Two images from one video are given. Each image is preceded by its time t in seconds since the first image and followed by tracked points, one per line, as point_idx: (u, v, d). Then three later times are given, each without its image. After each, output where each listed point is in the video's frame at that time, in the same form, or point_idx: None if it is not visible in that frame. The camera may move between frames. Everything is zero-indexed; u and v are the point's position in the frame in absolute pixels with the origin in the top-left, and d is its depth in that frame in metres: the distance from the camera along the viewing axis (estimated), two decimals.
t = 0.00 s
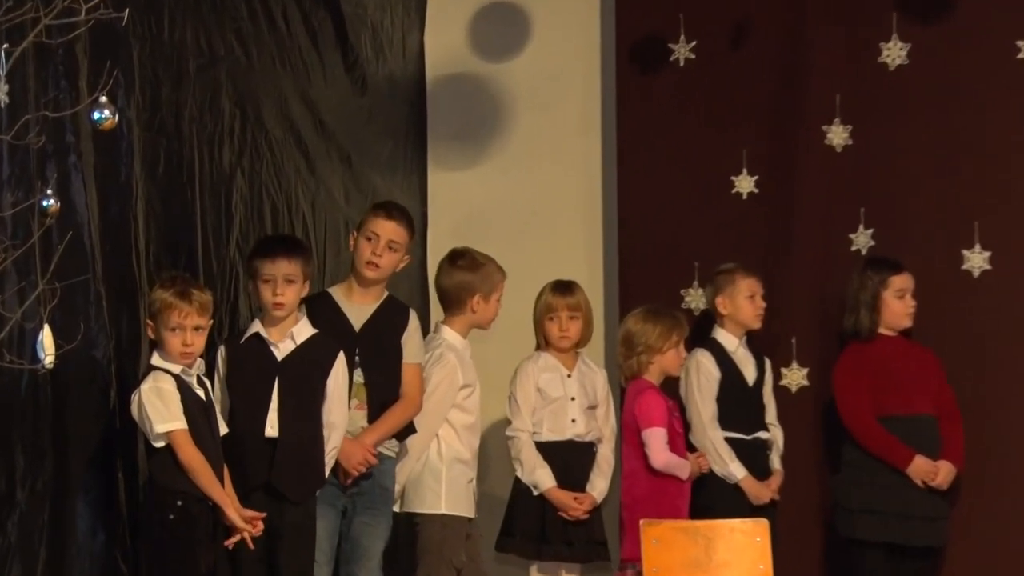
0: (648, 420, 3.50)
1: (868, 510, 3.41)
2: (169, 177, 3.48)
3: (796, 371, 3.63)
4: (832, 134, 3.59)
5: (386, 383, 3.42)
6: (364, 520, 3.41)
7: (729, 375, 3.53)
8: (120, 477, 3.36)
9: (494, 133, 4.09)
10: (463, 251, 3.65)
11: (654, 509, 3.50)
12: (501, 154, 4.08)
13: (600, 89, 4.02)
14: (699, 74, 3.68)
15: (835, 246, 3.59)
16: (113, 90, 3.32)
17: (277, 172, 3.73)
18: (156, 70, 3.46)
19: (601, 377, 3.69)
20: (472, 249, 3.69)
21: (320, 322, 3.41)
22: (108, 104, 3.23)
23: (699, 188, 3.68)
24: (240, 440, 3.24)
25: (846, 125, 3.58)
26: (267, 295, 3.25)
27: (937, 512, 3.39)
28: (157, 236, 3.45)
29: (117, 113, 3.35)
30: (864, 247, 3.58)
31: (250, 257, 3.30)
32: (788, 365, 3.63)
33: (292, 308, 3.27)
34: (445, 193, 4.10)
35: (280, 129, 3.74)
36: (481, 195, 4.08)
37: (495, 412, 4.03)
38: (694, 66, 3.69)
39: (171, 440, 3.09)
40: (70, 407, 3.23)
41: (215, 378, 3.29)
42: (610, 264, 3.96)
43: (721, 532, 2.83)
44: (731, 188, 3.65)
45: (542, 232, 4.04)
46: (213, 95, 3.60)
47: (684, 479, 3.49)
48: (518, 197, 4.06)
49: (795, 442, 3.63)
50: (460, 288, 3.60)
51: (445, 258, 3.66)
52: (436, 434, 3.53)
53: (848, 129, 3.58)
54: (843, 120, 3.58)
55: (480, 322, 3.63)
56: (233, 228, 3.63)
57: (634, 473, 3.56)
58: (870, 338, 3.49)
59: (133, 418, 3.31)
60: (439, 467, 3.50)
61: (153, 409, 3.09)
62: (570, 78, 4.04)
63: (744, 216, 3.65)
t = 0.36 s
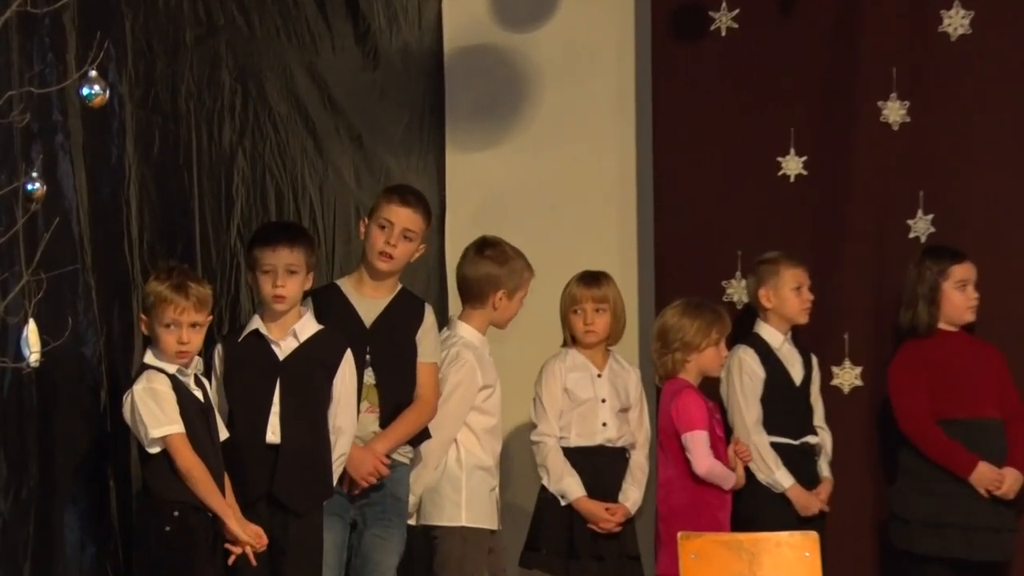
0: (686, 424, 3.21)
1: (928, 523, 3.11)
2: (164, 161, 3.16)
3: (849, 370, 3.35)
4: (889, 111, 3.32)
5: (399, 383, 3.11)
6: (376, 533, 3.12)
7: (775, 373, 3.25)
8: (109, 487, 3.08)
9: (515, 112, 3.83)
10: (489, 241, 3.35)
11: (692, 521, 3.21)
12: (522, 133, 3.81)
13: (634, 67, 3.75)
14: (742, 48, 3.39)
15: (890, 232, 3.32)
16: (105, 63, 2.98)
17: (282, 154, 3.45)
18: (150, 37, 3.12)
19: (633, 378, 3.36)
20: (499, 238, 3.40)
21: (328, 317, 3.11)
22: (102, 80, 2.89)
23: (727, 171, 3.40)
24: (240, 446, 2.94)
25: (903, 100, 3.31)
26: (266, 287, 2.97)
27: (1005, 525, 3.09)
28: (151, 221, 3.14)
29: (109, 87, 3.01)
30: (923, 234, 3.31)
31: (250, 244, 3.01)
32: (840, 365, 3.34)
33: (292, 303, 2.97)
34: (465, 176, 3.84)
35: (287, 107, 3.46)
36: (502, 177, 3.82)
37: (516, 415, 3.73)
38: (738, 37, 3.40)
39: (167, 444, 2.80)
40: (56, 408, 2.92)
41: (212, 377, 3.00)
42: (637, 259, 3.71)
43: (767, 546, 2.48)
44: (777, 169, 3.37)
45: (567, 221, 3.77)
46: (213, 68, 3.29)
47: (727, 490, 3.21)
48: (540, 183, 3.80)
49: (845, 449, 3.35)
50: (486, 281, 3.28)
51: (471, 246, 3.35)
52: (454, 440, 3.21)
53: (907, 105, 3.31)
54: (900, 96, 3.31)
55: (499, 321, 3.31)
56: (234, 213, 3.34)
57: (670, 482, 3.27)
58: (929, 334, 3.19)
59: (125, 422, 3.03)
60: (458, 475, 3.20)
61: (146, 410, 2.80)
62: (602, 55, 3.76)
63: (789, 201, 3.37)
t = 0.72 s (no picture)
0: (730, 435, 2.89)
1: (1003, 544, 2.82)
2: (163, 147, 2.91)
3: (913, 377, 3.11)
4: (958, 93, 3.11)
5: (420, 388, 2.84)
6: (393, 555, 2.82)
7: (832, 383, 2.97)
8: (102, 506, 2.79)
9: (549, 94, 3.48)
10: (515, 232, 3.05)
11: (739, 541, 2.90)
12: (556, 116, 3.48)
13: (674, 48, 3.45)
14: (798, 26, 3.17)
15: (960, 223, 3.10)
16: (97, 42, 2.74)
17: (291, 141, 3.16)
18: (146, 12, 2.90)
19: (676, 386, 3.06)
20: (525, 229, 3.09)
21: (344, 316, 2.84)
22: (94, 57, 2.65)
23: (772, 158, 3.17)
24: (245, 460, 2.66)
25: (973, 81, 3.11)
26: (272, 283, 2.68)
27: None
28: (147, 213, 2.88)
29: (102, 67, 2.76)
30: (995, 228, 3.10)
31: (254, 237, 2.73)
32: (903, 371, 3.10)
33: (299, 304, 2.69)
34: (488, 165, 3.47)
35: (294, 88, 3.16)
36: (530, 167, 3.48)
37: (547, 427, 3.44)
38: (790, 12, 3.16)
39: (164, 457, 2.53)
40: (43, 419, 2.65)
41: (213, 382, 2.72)
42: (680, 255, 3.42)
43: (824, 569, 2.20)
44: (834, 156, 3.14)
45: (601, 214, 3.47)
46: (214, 48, 3.05)
47: (777, 507, 2.89)
48: (572, 173, 3.47)
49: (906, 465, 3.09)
50: (508, 274, 2.99)
51: (494, 237, 3.06)
52: (480, 452, 2.93)
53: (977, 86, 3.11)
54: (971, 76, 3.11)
55: (526, 322, 3.03)
56: (238, 205, 3.07)
57: (716, 499, 2.95)
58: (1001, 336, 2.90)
59: (121, 433, 2.74)
60: (485, 491, 2.92)
61: (142, 421, 2.53)
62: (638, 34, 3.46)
63: (852, 192, 3.14)
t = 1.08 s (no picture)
0: (784, 446, 2.61)
1: None
2: (162, 132, 2.65)
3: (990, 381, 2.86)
4: None
5: (446, 394, 2.58)
6: None
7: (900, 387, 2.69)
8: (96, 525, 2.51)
9: (587, 72, 3.20)
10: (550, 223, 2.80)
11: (793, 563, 2.62)
12: (596, 95, 3.20)
13: (724, 22, 3.17)
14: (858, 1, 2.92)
15: None
16: (88, 13, 2.50)
17: (301, 121, 2.89)
18: None
19: (722, 391, 2.72)
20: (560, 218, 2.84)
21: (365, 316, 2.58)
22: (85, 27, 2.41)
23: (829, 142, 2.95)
24: (253, 473, 2.39)
25: None
26: (283, 276, 2.41)
27: None
28: (144, 202, 2.62)
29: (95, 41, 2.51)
30: None
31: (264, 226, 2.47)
32: (979, 374, 2.86)
33: (311, 300, 2.42)
34: (520, 147, 3.21)
35: (307, 64, 2.90)
36: (565, 150, 3.21)
37: (582, 440, 3.17)
38: None
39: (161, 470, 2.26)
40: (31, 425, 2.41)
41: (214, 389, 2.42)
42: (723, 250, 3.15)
43: None
44: (902, 137, 2.92)
45: (639, 204, 3.19)
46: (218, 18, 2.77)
47: (837, 527, 2.60)
48: (609, 157, 3.20)
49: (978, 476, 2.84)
50: (541, 265, 2.75)
51: (524, 225, 2.81)
52: (511, 465, 2.67)
53: None
54: None
55: (559, 320, 2.78)
56: (245, 191, 2.80)
57: (768, 516, 2.66)
58: None
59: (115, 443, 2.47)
60: (515, 506, 2.65)
61: (137, 429, 2.26)
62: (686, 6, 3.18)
63: (917, 176, 2.91)
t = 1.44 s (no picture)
0: (860, 458, 2.36)
1: None
2: (163, 112, 2.38)
3: None
4: None
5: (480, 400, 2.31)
6: None
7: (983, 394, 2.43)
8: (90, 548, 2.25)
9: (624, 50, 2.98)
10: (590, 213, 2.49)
11: None
12: (635, 74, 2.97)
13: None
14: None
15: None
16: None
17: (316, 99, 2.65)
18: None
19: (781, 401, 2.42)
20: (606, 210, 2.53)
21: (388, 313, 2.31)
22: None
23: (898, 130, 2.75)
24: (263, 491, 2.12)
25: None
26: (294, 262, 2.15)
27: None
28: (143, 190, 2.35)
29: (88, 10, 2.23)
30: None
31: (272, 208, 2.21)
32: None
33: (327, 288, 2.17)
34: (554, 128, 3.00)
35: (324, 36, 2.66)
36: (601, 132, 2.99)
37: (625, 455, 2.96)
38: None
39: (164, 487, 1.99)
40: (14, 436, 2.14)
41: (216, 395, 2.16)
42: (776, 240, 2.90)
43: None
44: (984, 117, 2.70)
45: (681, 191, 2.95)
46: None
47: (918, 547, 2.37)
48: (648, 139, 2.96)
49: None
50: (578, 262, 2.44)
51: (563, 214, 2.52)
52: (547, 481, 2.38)
53: None
54: None
55: (597, 323, 2.48)
56: (254, 174, 2.55)
57: (838, 537, 2.42)
58: None
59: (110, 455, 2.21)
60: (554, 525, 2.39)
61: (139, 441, 1.99)
62: None
63: (994, 170, 2.69)
